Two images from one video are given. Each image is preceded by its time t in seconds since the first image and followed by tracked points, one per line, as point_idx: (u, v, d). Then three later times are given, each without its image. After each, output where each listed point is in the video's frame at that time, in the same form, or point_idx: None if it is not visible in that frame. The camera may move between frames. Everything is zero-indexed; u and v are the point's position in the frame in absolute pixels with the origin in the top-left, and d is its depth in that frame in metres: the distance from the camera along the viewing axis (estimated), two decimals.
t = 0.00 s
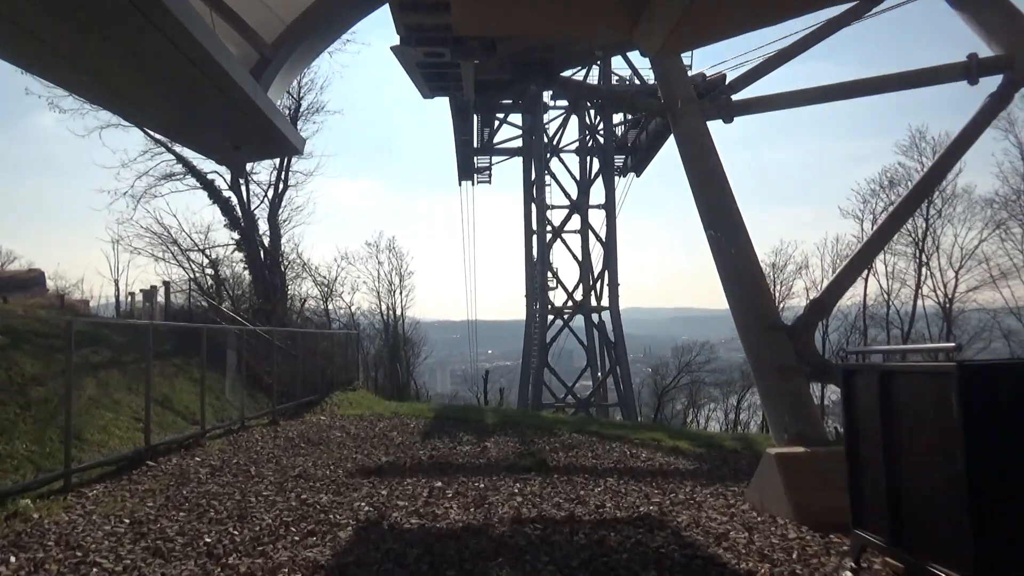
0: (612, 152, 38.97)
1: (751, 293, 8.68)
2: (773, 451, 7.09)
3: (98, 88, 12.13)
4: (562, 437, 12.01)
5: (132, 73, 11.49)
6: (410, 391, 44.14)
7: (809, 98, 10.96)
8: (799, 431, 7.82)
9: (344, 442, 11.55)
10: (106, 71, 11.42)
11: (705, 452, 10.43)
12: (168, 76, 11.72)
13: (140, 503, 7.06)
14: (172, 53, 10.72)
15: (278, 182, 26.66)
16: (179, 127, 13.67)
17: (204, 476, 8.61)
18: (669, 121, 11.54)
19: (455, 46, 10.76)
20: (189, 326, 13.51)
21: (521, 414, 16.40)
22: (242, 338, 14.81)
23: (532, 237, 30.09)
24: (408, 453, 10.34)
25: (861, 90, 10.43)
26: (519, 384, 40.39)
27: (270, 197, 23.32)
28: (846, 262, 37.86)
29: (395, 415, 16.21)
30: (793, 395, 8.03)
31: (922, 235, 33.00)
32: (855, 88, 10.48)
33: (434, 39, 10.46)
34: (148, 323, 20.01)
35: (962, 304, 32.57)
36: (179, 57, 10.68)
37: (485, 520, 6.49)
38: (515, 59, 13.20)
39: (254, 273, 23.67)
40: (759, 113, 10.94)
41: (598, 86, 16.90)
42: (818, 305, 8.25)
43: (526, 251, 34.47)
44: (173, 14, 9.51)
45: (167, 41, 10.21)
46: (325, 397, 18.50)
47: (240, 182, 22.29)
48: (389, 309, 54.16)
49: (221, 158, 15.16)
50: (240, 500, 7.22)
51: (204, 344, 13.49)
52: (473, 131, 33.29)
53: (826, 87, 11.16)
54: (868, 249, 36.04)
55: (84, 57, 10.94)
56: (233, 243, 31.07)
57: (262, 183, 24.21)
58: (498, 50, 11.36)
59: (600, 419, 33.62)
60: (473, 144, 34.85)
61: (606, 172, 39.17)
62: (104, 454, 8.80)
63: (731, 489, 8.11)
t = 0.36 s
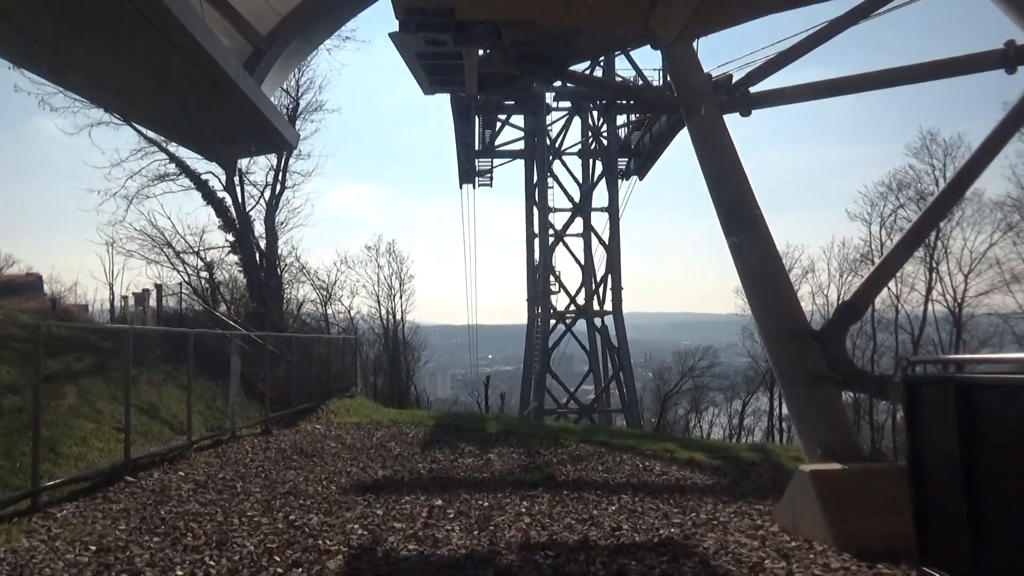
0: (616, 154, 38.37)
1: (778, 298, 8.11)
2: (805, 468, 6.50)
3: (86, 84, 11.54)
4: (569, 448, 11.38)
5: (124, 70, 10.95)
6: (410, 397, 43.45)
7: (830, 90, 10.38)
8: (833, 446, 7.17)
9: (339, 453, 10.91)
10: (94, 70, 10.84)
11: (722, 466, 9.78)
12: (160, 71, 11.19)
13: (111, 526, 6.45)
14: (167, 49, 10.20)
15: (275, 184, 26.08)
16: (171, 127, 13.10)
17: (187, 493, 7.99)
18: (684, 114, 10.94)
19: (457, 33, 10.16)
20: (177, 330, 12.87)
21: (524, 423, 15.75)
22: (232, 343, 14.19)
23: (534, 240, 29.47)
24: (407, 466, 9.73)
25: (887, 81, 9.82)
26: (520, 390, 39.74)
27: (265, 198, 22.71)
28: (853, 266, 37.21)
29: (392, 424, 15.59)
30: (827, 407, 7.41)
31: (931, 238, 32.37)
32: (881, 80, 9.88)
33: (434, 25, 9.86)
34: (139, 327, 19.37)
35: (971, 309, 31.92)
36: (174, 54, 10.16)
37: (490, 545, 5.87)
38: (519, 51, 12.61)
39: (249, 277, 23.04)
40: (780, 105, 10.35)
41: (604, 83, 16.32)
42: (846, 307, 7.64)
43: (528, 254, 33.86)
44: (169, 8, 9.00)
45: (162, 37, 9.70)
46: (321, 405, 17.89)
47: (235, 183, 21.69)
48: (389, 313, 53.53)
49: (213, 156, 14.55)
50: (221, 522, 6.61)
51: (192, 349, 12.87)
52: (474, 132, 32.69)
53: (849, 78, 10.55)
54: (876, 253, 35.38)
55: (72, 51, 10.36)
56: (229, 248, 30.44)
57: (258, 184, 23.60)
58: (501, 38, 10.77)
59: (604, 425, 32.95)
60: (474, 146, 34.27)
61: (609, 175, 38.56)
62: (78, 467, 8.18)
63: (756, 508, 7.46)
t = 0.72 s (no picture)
0: (621, 155, 37.73)
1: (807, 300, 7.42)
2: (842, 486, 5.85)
3: (75, 82, 10.88)
4: (577, 459, 10.70)
5: (120, 73, 10.35)
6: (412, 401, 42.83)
7: (857, 78, 9.72)
8: (874, 461, 6.54)
9: (334, 464, 10.29)
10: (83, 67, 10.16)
11: (743, 480, 9.12)
12: (156, 70, 10.48)
13: (72, 551, 5.80)
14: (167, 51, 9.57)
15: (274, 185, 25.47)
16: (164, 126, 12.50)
17: (163, 510, 7.34)
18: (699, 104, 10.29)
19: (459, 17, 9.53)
20: (165, 334, 12.22)
21: (529, 431, 15.11)
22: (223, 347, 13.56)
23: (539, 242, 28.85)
24: (406, 480, 9.04)
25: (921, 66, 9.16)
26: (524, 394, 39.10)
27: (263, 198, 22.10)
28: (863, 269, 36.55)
29: (392, 431, 14.96)
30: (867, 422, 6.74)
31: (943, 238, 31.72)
32: (914, 65, 9.22)
33: (435, 7, 9.23)
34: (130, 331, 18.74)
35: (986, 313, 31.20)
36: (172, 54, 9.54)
37: (493, 575, 5.20)
38: (526, 40, 11.97)
39: (246, 278, 22.43)
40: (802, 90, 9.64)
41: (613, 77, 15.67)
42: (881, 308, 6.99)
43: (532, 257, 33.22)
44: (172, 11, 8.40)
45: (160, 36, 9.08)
46: (319, 410, 17.27)
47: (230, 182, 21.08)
48: (392, 316, 52.96)
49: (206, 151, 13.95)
50: (196, 546, 5.97)
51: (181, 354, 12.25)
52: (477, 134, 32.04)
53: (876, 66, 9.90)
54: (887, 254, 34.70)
55: (64, 52, 9.78)
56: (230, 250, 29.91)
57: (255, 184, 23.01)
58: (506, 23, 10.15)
59: (609, 431, 32.28)
60: (477, 147, 33.67)
61: (615, 176, 37.92)
62: (48, 480, 7.55)
63: (787, 530, 6.81)
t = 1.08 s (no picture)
0: (625, 156, 37.04)
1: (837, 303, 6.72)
2: (892, 513, 5.17)
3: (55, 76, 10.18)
4: (581, 472, 10.01)
5: (114, 80, 9.70)
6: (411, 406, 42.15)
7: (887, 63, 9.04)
8: (922, 481, 5.85)
9: (322, 477, 9.58)
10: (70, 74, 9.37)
11: (762, 497, 8.45)
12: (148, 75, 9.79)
13: None
14: (158, 56, 8.90)
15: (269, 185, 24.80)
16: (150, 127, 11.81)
17: (130, 532, 6.65)
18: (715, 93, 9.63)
19: None
20: (147, 338, 11.53)
21: (531, 440, 14.40)
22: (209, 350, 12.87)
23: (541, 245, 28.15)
24: (398, 496, 8.35)
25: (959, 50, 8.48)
26: (525, 398, 38.44)
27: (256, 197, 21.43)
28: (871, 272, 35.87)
29: (388, 439, 14.27)
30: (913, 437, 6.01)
31: (955, 242, 31.02)
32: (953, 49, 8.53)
33: None
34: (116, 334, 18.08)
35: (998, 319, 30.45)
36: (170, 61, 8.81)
37: None
38: (529, 28, 11.29)
39: (238, 280, 21.74)
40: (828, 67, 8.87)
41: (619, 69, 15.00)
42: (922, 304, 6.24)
43: (534, 259, 32.54)
44: (171, 17, 7.66)
45: (160, 47, 8.34)
46: (312, 416, 16.59)
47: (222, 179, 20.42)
48: (391, 319, 52.29)
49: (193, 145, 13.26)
50: None
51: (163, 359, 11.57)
52: (478, 134, 31.38)
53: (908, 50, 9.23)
54: (895, 258, 34.04)
55: (53, 56, 9.11)
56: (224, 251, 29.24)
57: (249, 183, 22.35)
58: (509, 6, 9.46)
59: (612, 437, 31.57)
60: (478, 148, 32.98)
61: (618, 178, 37.22)
62: (4, 498, 6.85)
63: (818, 556, 6.16)
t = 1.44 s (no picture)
0: (625, 158, 36.39)
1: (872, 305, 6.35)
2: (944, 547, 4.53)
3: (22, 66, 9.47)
4: (584, 489, 9.27)
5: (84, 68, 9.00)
6: (407, 412, 41.39)
7: (916, 46, 8.38)
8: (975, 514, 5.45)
9: (306, 495, 8.89)
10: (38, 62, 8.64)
11: (782, 518, 7.79)
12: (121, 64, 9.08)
13: None
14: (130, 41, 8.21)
15: (260, 186, 24.09)
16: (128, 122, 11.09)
17: (82, 561, 5.96)
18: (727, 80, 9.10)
19: None
20: (122, 346, 10.81)
21: (529, 451, 13.70)
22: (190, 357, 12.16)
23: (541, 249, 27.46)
24: (384, 517, 7.64)
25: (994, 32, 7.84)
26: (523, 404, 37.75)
27: (245, 197, 20.73)
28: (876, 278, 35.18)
29: (379, 450, 13.57)
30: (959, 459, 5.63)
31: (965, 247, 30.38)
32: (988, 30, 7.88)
33: None
34: (98, 339, 17.32)
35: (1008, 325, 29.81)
36: (145, 48, 8.10)
37: None
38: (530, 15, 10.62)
39: (226, 283, 21.03)
40: (858, 66, 8.51)
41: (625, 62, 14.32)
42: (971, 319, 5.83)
43: (533, 263, 31.84)
44: None
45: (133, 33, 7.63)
46: (301, 425, 15.90)
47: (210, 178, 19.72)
48: (388, 324, 51.58)
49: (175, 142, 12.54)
50: None
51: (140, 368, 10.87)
52: (476, 135, 30.71)
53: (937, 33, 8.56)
54: (902, 264, 33.34)
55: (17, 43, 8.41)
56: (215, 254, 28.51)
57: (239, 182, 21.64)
58: None
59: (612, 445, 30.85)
60: (476, 150, 32.29)
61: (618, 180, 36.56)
62: None
63: None
